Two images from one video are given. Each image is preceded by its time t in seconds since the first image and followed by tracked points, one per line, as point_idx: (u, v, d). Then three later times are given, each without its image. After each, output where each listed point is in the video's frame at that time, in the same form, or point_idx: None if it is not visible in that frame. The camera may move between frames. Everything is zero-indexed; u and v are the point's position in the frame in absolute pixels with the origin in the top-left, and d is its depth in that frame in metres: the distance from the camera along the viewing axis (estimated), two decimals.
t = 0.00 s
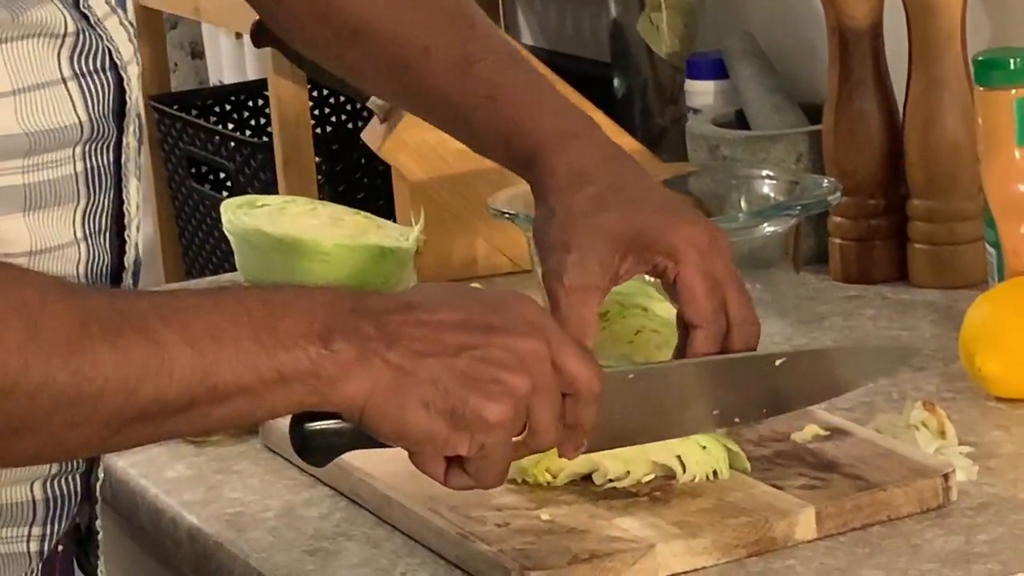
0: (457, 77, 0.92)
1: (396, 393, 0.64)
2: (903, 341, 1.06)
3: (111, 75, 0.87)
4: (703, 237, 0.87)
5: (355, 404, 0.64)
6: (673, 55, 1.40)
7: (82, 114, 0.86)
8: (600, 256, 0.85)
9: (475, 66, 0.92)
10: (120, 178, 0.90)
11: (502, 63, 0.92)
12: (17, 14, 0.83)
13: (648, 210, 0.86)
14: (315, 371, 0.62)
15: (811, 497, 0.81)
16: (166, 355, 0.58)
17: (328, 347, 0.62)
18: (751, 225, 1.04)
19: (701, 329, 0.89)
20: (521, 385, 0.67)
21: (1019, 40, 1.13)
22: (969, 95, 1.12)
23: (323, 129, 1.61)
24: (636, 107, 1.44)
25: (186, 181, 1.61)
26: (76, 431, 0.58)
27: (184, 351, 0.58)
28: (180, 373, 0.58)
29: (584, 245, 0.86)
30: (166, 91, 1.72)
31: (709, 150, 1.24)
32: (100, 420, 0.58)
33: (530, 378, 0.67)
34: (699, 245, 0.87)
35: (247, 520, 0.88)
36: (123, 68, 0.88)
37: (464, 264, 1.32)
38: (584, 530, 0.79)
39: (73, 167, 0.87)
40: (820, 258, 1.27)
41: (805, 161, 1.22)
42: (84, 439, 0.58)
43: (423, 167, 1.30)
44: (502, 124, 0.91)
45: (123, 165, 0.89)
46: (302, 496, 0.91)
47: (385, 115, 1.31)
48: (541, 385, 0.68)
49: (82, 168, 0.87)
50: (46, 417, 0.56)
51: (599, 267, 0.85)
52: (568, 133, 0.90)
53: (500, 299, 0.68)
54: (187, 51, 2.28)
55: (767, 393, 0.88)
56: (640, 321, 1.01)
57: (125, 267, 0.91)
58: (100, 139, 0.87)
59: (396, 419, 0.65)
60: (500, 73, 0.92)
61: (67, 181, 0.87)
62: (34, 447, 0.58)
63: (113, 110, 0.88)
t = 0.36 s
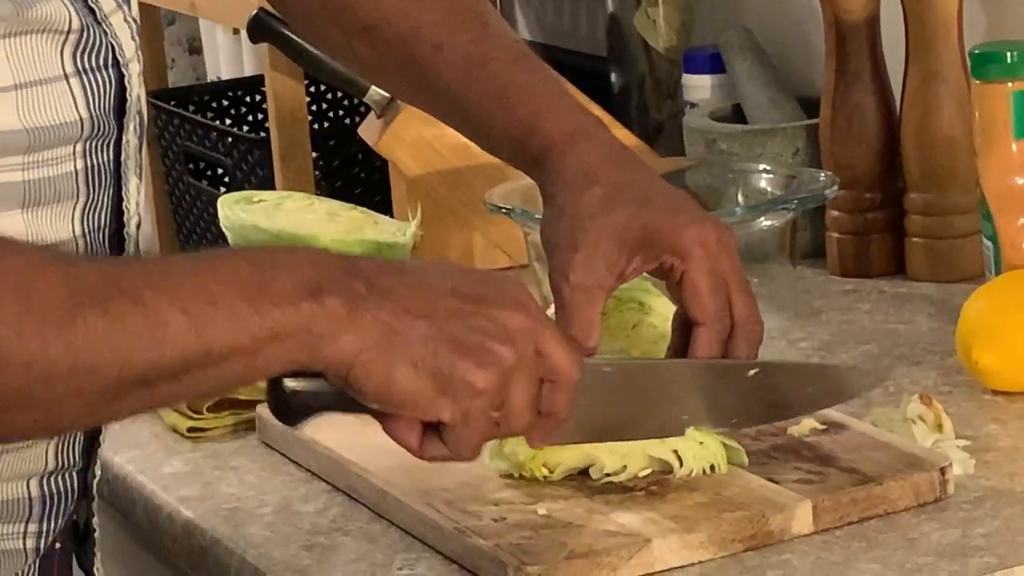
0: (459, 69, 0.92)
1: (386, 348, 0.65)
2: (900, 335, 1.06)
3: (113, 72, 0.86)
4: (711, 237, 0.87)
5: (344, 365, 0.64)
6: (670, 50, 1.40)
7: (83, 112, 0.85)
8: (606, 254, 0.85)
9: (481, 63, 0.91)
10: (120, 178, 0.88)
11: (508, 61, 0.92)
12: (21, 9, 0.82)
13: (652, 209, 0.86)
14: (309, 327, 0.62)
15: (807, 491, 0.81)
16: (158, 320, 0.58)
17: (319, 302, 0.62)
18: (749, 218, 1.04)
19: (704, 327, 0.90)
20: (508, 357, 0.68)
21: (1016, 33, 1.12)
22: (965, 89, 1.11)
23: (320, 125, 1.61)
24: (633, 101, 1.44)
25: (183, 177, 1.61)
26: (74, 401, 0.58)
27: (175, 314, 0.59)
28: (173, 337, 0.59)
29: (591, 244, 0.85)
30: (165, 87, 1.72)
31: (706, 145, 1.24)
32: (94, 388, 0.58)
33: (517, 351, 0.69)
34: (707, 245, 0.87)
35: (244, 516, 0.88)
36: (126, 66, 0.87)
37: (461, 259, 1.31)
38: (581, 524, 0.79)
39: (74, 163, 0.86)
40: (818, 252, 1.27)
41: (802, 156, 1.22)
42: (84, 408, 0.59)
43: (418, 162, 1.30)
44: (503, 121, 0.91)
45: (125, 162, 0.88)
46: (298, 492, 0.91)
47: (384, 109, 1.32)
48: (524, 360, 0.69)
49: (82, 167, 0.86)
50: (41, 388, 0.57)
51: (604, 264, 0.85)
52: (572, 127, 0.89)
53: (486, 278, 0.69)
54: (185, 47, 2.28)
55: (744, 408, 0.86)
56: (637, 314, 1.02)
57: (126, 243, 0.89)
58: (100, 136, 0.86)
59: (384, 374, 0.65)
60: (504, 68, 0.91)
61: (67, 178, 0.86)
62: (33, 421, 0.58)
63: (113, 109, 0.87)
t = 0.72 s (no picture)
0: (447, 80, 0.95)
1: (381, 402, 0.62)
2: (901, 331, 1.06)
3: (118, 69, 0.80)
4: (706, 232, 0.89)
5: (338, 416, 0.62)
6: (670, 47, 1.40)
7: (84, 107, 0.79)
8: (601, 251, 0.87)
9: (468, 69, 0.94)
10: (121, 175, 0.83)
11: (494, 67, 0.94)
12: (27, 4, 0.76)
13: (645, 206, 0.89)
14: (315, 371, 0.60)
15: (807, 488, 0.81)
16: (175, 351, 0.57)
17: (323, 347, 0.61)
18: (748, 215, 1.04)
19: (700, 320, 0.89)
20: (496, 420, 0.64)
21: (1016, 29, 1.13)
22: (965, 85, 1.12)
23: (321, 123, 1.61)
24: (634, 99, 1.44)
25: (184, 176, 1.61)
26: (83, 422, 0.56)
27: (190, 342, 0.58)
28: (187, 369, 0.57)
29: (585, 240, 0.88)
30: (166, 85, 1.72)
31: (707, 141, 1.24)
32: (104, 412, 0.57)
33: (503, 414, 0.65)
34: (700, 237, 0.89)
35: (246, 514, 0.88)
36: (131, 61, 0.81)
37: (464, 257, 1.31)
38: (581, 522, 0.79)
39: (75, 161, 0.80)
40: (819, 249, 1.27)
41: (802, 153, 1.21)
42: (85, 433, 0.57)
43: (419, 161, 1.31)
44: (491, 126, 0.93)
45: (124, 159, 0.82)
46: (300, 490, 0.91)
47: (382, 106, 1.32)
48: (513, 423, 0.65)
49: (85, 162, 0.80)
50: (50, 403, 0.55)
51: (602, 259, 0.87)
52: (561, 129, 0.92)
53: (476, 344, 0.66)
54: (186, 46, 2.28)
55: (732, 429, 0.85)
56: (637, 313, 1.01)
57: (132, 221, 0.83)
58: (103, 132, 0.81)
59: (374, 429, 0.62)
60: (492, 74, 0.94)
61: (68, 175, 0.80)
62: (40, 438, 0.56)
63: (116, 105, 0.81)
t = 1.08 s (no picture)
0: (417, 94, 0.93)
1: (372, 405, 0.61)
2: (901, 334, 1.06)
3: (114, 71, 0.78)
4: (679, 219, 0.89)
5: (328, 415, 0.61)
6: (670, 51, 1.41)
7: (82, 109, 0.78)
8: (584, 251, 0.87)
9: (438, 84, 0.93)
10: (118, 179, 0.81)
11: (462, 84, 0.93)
12: (22, 5, 0.75)
13: (622, 206, 0.89)
14: (297, 375, 0.59)
15: (807, 491, 0.81)
16: (151, 355, 0.57)
17: (308, 351, 0.59)
18: (747, 219, 1.04)
19: (682, 301, 0.89)
20: (490, 415, 0.64)
21: (1015, 32, 1.13)
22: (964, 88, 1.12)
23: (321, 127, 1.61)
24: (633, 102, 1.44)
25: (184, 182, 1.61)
26: (61, 427, 0.56)
27: (169, 348, 0.57)
28: (165, 373, 0.57)
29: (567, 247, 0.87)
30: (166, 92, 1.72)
31: (706, 145, 1.24)
32: (80, 418, 0.56)
33: (499, 408, 0.64)
34: (675, 223, 0.89)
35: (246, 519, 0.88)
36: (128, 64, 0.79)
37: (463, 258, 1.32)
38: (581, 527, 0.79)
39: (72, 162, 0.79)
40: (819, 251, 1.27)
41: (802, 156, 1.21)
42: (63, 436, 0.57)
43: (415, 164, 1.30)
44: (460, 142, 0.92)
45: (122, 160, 0.81)
46: (300, 495, 0.91)
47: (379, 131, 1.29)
48: (509, 416, 0.65)
49: (81, 163, 0.79)
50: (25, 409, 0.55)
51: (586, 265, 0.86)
52: (529, 143, 0.91)
53: (471, 334, 0.65)
54: (185, 50, 2.28)
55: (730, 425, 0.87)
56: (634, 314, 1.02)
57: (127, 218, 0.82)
58: (100, 134, 0.79)
59: (364, 430, 0.62)
60: (461, 89, 0.93)
61: (65, 176, 0.78)
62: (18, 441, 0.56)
63: (114, 105, 0.79)
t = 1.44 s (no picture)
0: (428, 98, 0.93)
1: (385, 311, 0.66)
2: (906, 340, 1.06)
3: (118, 69, 0.80)
4: (690, 229, 0.90)
5: (342, 325, 0.66)
6: (675, 58, 1.41)
7: (85, 105, 0.79)
8: (593, 262, 0.88)
9: (448, 88, 0.93)
10: (125, 179, 0.82)
11: (474, 86, 0.93)
12: (26, 3, 0.76)
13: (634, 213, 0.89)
14: (308, 287, 0.63)
15: (813, 498, 0.81)
16: (163, 287, 0.60)
17: (316, 262, 0.64)
18: (753, 225, 1.05)
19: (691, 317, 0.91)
20: (504, 324, 0.70)
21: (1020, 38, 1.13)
22: (969, 94, 1.12)
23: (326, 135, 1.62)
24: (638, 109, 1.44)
25: (190, 188, 1.61)
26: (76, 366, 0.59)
27: (182, 278, 0.60)
28: (178, 300, 0.60)
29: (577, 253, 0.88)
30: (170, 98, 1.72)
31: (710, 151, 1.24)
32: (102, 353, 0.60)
33: (511, 319, 0.70)
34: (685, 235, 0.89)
35: (252, 527, 0.88)
36: (131, 61, 0.80)
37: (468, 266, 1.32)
38: (588, 533, 0.79)
39: (81, 159, 0.79)
40: (824, 258, 1.27)
41: (806, 162, 1.22)
42: (85, 372, 0.60)
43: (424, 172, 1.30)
44: (473, 147, 0.92)
45: (128, 158, 0.81)
46: (306, 502, 0.91)
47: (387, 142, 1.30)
48: (517, 332, 0.71)
49: (89, 162, 0.79)
50: (52, 349, 0.58)
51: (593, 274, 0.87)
52: (543, 145, 0.92)
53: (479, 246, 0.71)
54: (190, 58, 2.28)
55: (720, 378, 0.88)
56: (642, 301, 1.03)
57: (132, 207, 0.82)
58: (106, 132, 0.80)
59: (380, 335, 0.67)
60: (474, 92, 0.93)
61: (72, 175, 0.79)
62: (38, 385, 0.59)
63: (118, 104, 0.80)
